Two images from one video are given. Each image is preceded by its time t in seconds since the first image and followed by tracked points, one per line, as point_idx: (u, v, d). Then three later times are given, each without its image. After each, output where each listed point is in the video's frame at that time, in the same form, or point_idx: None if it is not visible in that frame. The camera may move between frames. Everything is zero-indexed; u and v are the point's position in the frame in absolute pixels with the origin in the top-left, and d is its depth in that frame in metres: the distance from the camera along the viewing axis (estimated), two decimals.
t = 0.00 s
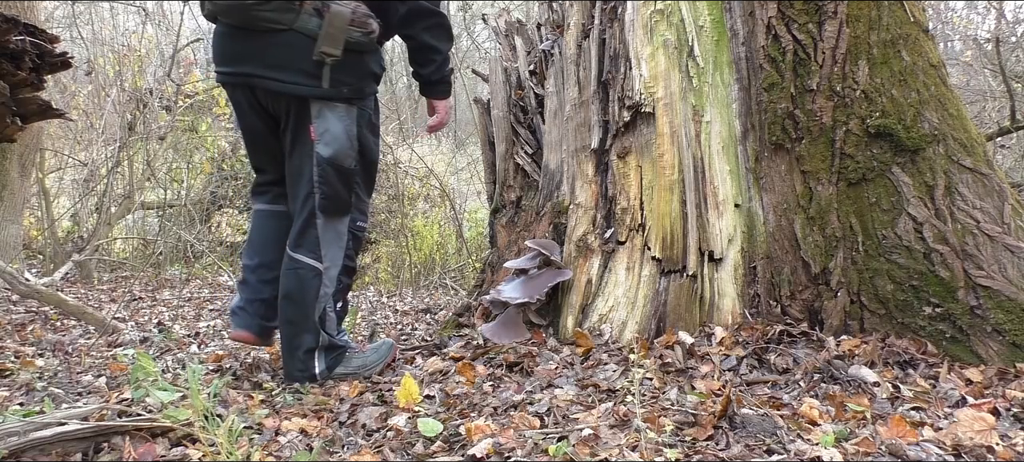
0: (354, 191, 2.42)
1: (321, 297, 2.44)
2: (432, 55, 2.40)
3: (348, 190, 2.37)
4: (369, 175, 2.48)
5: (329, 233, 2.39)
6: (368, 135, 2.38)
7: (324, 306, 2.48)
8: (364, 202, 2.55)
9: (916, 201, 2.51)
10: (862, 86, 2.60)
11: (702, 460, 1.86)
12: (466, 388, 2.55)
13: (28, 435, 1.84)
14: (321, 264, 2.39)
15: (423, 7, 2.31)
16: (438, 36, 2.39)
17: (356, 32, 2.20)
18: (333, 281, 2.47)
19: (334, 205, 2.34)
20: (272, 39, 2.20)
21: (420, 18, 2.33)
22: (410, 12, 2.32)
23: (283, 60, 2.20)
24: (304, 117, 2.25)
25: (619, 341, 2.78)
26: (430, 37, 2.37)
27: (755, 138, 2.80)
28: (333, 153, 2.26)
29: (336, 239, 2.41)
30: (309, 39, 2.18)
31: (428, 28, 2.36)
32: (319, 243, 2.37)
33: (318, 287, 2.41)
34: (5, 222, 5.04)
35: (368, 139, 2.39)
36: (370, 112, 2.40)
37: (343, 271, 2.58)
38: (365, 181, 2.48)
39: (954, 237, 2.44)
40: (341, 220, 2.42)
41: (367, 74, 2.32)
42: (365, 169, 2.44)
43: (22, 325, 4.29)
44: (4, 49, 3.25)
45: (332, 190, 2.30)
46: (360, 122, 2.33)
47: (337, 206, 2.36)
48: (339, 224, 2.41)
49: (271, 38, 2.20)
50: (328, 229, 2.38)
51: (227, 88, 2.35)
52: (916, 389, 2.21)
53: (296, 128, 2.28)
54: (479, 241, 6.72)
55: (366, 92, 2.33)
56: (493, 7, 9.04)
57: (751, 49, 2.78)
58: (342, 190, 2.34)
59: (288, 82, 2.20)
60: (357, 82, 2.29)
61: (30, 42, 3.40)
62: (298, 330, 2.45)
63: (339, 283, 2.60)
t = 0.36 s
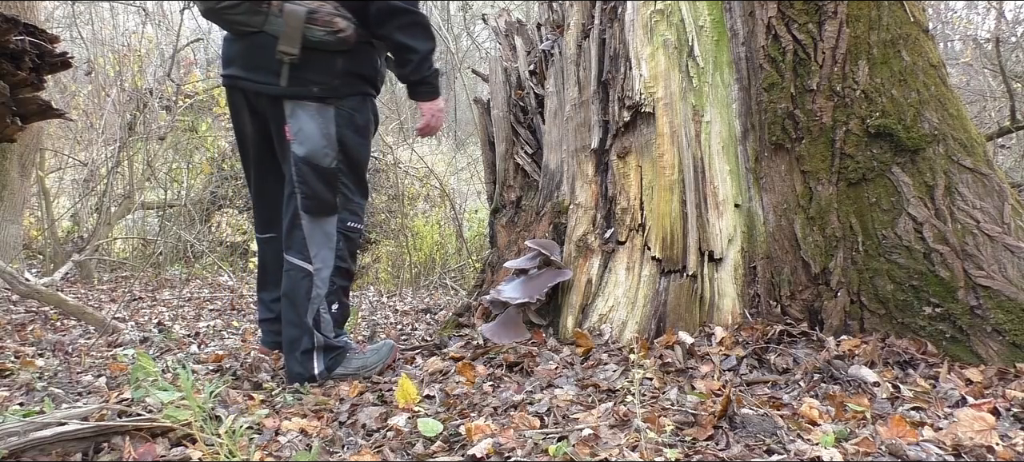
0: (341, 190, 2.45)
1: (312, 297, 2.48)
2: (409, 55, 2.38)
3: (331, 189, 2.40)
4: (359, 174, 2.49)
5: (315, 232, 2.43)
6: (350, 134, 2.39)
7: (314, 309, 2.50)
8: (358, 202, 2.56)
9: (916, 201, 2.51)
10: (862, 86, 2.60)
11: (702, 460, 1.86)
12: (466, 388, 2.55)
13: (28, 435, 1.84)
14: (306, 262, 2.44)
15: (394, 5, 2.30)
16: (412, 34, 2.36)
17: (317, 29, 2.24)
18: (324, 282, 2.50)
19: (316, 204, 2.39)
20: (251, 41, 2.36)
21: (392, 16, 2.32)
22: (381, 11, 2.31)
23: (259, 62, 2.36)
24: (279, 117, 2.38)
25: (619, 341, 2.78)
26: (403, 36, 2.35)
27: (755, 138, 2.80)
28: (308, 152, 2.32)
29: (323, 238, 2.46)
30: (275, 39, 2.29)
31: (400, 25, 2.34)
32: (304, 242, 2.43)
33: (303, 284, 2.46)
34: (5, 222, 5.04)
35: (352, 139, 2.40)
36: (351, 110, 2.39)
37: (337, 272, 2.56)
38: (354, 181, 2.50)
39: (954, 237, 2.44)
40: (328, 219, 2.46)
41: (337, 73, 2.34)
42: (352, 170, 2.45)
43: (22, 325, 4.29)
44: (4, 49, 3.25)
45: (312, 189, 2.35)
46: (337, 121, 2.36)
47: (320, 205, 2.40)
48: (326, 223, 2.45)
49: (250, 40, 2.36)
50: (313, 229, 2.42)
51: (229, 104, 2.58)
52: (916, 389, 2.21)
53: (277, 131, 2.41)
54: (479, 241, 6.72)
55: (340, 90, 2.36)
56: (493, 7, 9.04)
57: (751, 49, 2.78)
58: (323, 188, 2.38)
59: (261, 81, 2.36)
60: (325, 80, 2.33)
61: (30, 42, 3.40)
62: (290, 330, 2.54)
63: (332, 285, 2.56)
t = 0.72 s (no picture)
0: (330, 188, 2.50)
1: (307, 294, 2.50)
2: (358, 52, 2.35)
3: (317, 187, 2.47)
4: (349, 170, 2.52)
5: (309, 230, 2.49)
6: (328, 131, 2.43)
7: (311, 306, 2.51)
8: (354, 200, 2.58)
9: (916, 201, 2.52)
10: (862, 86, 2.60)
11: (702, 460, 1.86)
12: (466, 388, 2.55)
13: (28, 435, 1.84)
14: (303, 258, 2.48)
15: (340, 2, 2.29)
16: (360, 30, 2.32)
17: (276, 32, 2.29)
18: (323, 279, 2.51)
19: (305, 203, 2.46)
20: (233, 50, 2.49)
21: (341, 12, 2.30)
22: (329, 9, 2.30)
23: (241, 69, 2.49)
24: (259, 121, 2.51)
25: (619, 341, 2.78)
26: (351, 32, 2.32)
27: (755, 138, 2.80)
28: (290, 152, 2.43)
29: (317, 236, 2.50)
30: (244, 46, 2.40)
31: (350, 23, 2.31)
32: (298, 240, 2.49)
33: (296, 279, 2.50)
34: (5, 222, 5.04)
35: (332, 136, 2.44)
36: (327, 110, 2.41)
37: (334, 271, 2.54)
38: (346, 178, 2.53)
39: (953, 237, 2.44)
40: (320, 216, 2.50)
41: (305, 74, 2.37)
42: (339, 167, 2.49)
43: (22, 325, 4.29)
44: (4, 49, 3.25)
45: (298, 188, 2.44)
46: (314, 120, 2.41)
47: (309, 204, 2.47)
48: (318, 219, 2.49)
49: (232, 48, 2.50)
50: (307, 227, 2.49)
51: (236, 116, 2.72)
52: (916, 389, 2.21)
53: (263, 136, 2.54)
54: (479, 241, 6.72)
55: (310, 91, 2.38)
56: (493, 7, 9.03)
57: (751, 49, 2.78)
58: (310, 186, 2.46)
59: (238, 88, 2.52)
60: (293, 82, 2.38)
61: (30, 42, 3.40)
62: (291, 330, 2.57)
63: (332, 283, 2.54)
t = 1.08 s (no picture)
0: (320, 181, 2.57)
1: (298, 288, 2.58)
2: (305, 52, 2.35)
3: (306, 181, 2.55)
4: (337, 164, 2.57)
5: (302, 223, 2.58)
6: (311, 126, 2.51)
7: (305, 299, 2.57)
8: (347, 193, 2.62)
9: (915, 201, 2.52)
10: (862, 86, 2.60)
11: (702, 460, 1.86)
12: (466, 388, 2.55)
13: (28, 435, 1.84)
14: (297, 251, 2.58)
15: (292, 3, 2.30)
16: (310, 31, 2.34)
17: (251, 35, 2.39)
18: (315, 272, 2.57)
19: (296, 197, 2.56)
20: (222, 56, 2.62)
21: (293, 13, 2.33)
22: (286, 10, 2.33)
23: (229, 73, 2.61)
24: (249, 121, 2.63)
25: (619, 341, 2.78)
26: (303, 32, 2.34)
27: (755, 138, 2.80)
28: (280, 149, 2.55)
29: (307, 229, 2.58)
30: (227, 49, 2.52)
31: (303, 23, 2.34)
32: (292, 234, 2.58)
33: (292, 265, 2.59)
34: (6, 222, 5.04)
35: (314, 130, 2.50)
36: (307, 107, 2.49)
37: (326, 263, 2.58)
38: (336, 171, 2.58)
39: (954, 237, 2.44)
40: (311, 208, 2.57)
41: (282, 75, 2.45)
42: (327, 160, 2.55)
43: (22, 325, 4.30)
44: (4, 49, 3.25)
45: (289, 183, 2.56)
46: (295, 117, 2.50)
47: (300, 198, 2.56)
48: (308, 212, 2.57)
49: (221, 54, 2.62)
50: (299, 221, 2.58)
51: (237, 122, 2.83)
52: (916, 389, 2.21)
53: (255, 137, 2.66)
54: (479, 241, 6.72)
55: (287, 92, 2.47)
56: (493, 7, 9.03)
57: (751, 49, 2.78)
58: (298, 180, 2.55)
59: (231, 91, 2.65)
60: (272, 84, 2.48)
61: (30, 42, 3.40)
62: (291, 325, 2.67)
63: (325, 275, 2.58)
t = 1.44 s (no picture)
0: (320, 160, 2.70)
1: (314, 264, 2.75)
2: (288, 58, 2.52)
3: (309, 162, 2.71)
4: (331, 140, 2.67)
5: (310, 202, 2.73)
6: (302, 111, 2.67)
7: (319, 278, 2.74)
8: (346, 167, 2.69)
9: (915, 201, 2.52)
10: (862, 86, 2.60)
11: (702, 460, 1.86)
12: (466, 388, 2.55)
13: (28, 434, 1.84)
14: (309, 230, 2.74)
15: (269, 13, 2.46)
16: (291, 41, 2.48)
17: (236, 36, 2.59)
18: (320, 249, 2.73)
19: (304, 179, 2.73)
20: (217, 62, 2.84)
21: (272, 24, 2.48)
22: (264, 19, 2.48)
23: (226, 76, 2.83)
24: (250, 119, 2.84)
25: (619, 341, 2.78)
26: (284, 44, 2.49)
27: (755, 138, 2.80)
28: (281, 138, 2.74)
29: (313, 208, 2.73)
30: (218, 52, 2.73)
31: (283, 34, 2.48)
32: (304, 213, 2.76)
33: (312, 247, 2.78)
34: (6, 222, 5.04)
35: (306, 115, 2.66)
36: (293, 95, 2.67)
37: (333, 241, 2.70)
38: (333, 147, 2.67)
39: (954, 237, 2.45)
40: (317, 187, 2.72)
41: (265, 71, 2.66)
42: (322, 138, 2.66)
43: (22, 325, 4.30)
44: (4, 49, 3.25)
45: (297, 168, 2.74)
46: (287, 107, 2.69)
47: (306, 179, 2.73)
48: (314, 191, 2.73)
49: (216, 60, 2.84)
50: (308, 200, 2.74)
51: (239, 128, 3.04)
52: (916, 389, 2.21)
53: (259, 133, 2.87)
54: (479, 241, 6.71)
55: (273, 86, 2.68)
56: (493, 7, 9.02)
57: (751, 49, 2.78)
58: (302, 163, 2.72)
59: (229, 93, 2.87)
60: (258, 81, 2.69)
61: (30, 42, 3.40)
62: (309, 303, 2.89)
63: (331, 252, 2.71)
